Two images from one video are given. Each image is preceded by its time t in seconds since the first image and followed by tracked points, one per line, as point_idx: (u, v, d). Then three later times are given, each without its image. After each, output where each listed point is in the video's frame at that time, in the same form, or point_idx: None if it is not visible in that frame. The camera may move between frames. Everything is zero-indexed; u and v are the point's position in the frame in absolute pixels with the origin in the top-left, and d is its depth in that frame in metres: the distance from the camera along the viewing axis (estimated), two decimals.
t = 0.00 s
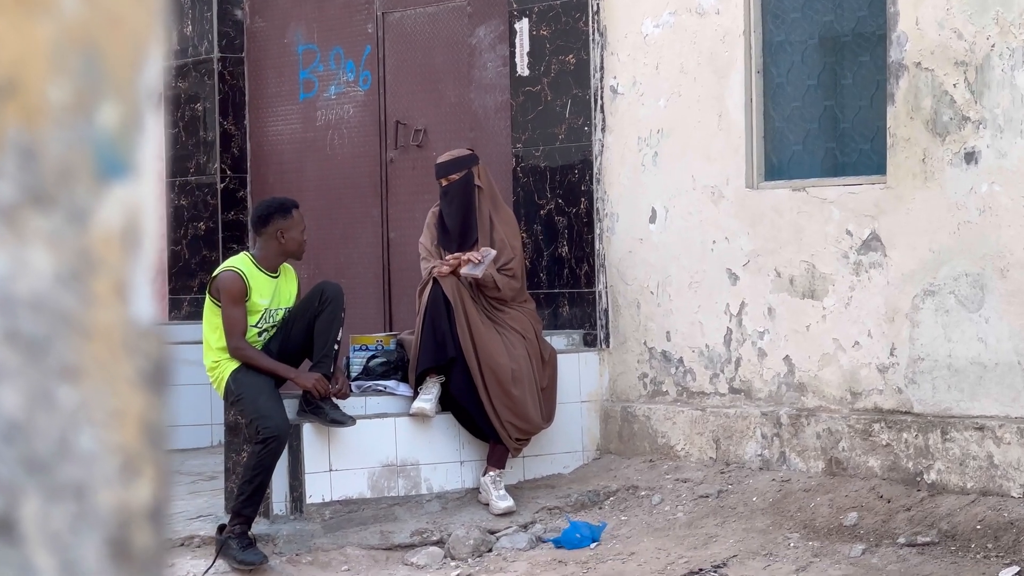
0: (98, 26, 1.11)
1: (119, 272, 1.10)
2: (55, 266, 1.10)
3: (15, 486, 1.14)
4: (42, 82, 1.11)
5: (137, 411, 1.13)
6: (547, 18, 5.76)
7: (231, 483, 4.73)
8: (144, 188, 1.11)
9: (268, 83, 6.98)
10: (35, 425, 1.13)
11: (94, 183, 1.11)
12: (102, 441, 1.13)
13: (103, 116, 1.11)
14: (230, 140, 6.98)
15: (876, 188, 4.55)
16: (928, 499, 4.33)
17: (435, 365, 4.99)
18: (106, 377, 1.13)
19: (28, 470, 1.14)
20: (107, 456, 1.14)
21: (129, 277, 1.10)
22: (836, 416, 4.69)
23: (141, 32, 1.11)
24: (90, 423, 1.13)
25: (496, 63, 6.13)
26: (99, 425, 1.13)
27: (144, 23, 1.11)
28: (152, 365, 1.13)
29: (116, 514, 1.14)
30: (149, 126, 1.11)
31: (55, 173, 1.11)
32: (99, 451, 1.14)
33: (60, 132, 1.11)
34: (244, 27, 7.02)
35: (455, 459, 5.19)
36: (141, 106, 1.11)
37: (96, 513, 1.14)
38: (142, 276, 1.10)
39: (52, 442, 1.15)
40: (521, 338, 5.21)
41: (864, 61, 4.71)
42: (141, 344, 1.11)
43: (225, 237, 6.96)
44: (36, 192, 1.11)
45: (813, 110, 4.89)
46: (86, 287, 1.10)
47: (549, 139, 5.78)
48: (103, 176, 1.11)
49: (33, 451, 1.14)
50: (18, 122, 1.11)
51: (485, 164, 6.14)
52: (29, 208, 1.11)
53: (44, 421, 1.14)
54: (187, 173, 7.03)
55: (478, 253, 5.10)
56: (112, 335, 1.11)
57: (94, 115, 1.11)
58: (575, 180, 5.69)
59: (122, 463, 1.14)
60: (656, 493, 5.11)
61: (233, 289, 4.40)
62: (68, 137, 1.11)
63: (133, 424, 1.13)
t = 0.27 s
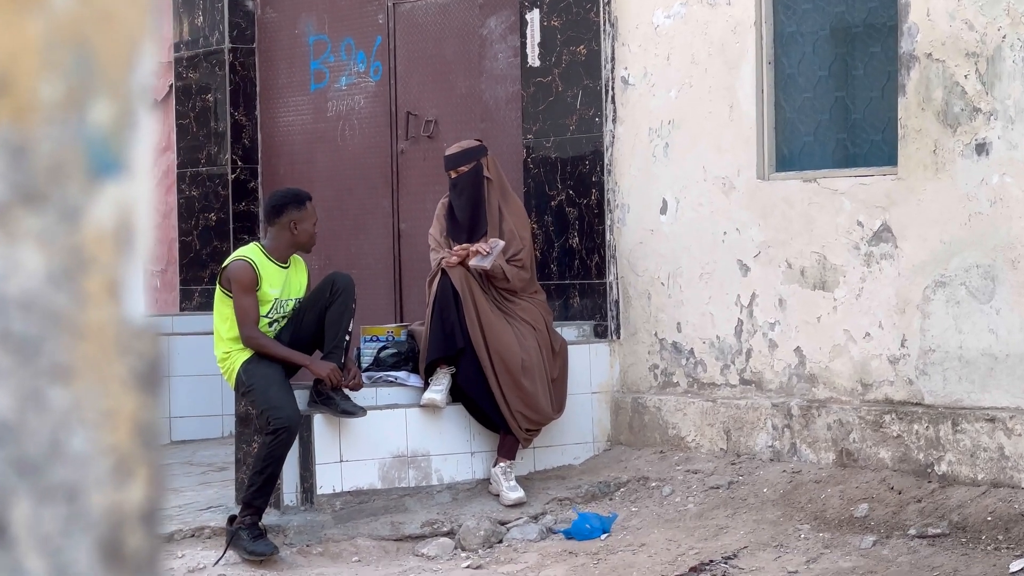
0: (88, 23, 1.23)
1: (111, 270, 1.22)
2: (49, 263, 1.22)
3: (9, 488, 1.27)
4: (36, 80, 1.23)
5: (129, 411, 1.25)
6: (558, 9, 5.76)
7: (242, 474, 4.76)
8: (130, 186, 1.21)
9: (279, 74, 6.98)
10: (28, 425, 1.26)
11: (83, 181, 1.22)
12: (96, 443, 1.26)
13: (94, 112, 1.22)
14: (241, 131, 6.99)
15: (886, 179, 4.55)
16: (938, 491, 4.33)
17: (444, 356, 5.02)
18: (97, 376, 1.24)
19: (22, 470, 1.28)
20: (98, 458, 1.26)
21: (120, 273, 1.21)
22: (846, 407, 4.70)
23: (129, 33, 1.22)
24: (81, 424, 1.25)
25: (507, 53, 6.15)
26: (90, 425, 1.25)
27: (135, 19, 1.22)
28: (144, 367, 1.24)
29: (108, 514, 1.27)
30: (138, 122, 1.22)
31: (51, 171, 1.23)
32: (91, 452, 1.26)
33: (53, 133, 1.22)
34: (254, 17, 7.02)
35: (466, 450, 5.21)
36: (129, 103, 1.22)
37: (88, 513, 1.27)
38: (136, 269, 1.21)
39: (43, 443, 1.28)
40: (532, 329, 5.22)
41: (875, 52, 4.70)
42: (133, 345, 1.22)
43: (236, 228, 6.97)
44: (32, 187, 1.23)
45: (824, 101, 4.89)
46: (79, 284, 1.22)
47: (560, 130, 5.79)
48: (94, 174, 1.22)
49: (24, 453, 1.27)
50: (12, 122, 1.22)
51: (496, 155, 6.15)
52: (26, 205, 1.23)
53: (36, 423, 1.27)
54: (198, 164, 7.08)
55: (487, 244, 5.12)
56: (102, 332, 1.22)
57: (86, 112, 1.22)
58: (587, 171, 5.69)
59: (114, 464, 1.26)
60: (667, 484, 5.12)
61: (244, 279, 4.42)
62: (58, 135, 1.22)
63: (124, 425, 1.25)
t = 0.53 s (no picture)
0: (94, 8, 1.31)
1: (118, 253, 1.32)
2: (54, 248, 1.32)
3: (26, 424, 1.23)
4: (43, 68, 1.32)
5: (138, 397, 1.41)
6: (566, 3, 5.76)
7: (250, 468, 4.78)
8: (140, 175, 1.30)
9: (287, 67, 7.00)
10: (35, 413, 1.41)
11: (93, 168, 1.31)
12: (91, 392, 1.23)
13: (103, 97, 1.31)
14: (249, 125, 7.01)
15: (894, 174, 4.54)
16: (946, 485, 4.33)
17: (451, 350, 5.03)
18: (107, 360, 1.37)
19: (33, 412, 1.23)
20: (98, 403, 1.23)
21: (129, 257, 1.32)
22: (854, 402, 4.70)
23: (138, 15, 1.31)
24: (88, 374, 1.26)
25: (515, 47, 6.15)
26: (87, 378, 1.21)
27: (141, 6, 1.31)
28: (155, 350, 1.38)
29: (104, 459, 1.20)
30: (148, 106, 1.32)
31: (55, 154, 1.32)
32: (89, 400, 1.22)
33: (59, 115, 1.31)
34: (262, 11, 7.03)
35: (473, 445, 5.22)
36: (137, 87, 1.32)
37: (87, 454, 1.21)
38: (143, 255, 1.32)
39: (52, 432, 1.43)
40: (538, 323, 5.23)
41: (883, 46, 4.69)
42: (143, 331, 1.36)
43: (244, 222, 6.97)
44: (34, 174, 1.33)
45: (832, 95, 4.88)
46: (87, 273, 1.33)
47: (567, 124, 5.79)
48: (108, 158, 1.31)
49: (28, 442, 1.43)
50: (18, 105, 1.31)
51: (503, 149, 6.15)
52: (30, 192, 1.33)
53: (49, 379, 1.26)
54: (205, 157, 7.10)
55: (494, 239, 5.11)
56: (113, 318, 1.35)
57: (95, 96, 1.31)
58: (594, 165, 5.69)
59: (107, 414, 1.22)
60: (674, 478, 5.13)
61: (254, 268, 4.43)
62: (66, 120, 1.31)
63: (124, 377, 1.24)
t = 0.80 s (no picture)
0: None
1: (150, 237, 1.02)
2: (87, 235, 1.03)
3: (47, 462, 1.06)
4: (74, 43, 1.01)
5: (171, 381, 1.04)
6: None
7: (258, 460, 4.81)
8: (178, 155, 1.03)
9: (294, 60, 7.00)
10: (66, 399, 1.06)
11: (125, 150, 1.03)
12: (134, 415, 1.04)
13: (136, 78, 1.02)
14: (256, 117, 7.00)
15: (902, 166, 4.53)
16: (954, 478, 4.33)
17: (458, 342, 5.03)
18: (140, 346, 1.03)
19: (59, 445, 1.06)
20: (140, 430, 1.05)
21: (161, 243, 1.02)
22: (862, 395, 4.70)
23: None
24: (121, 397, 1.04)
25: (523, 39, 6.14)
26: (130, 398, 1.04)
27: None
28: (187, 337, 1.03)
29: (150, 491, 1.06)
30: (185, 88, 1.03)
31: (85, 136, 1.03)
32: (132, 425, 1.05)
33: (91, 93, 1.02)
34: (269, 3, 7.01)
35: (480, 437, 5.24)
36: (175, 67, 1.03)
37: (128, 487, 1.06)
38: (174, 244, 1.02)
39: (85, 417, 1.06)
40: (546, 315, 5.24)
41: (892, 38, 4.68)
42: (176, 314, 1.03)
43: (251, 214, 6.98)
44: (65, 156, 1.03)
45: (840, 88, 4.87)
46: (120, 256, 1.03)
47: (575, 117, 5.79)
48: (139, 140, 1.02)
49: (61, 427, 1.06)
50: (48, 85, 1.01)
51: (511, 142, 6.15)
52: (60, 176, 1.03)
53: (74, 395, 1.06)
54: (213, 150, 7.06)
55: (502, 231, 5.11)
56: (144, 304, 1.03)
57: (128, 75, 1.02)
58: (602, 158, 5.69)
59: (154, 438, 1.05)
60: (681, 471, 5.14)
61: (266, 256, 4.45)
62: (99, 99, 1.02)
63: (164, 396, 1.04)
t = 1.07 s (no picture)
0: None
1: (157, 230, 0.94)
2: (96, 226, 0.94)
3: (52, 456, 0.98)
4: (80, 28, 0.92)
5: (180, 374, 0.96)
6: None
7: (261, 453, 4.82)
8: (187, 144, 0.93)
9: (298, 53, 6.99)
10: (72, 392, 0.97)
11: (131, 139, 0.94)
12: (142, 410, 0.97)
13: (142, 66, 0.92)
14: (260, 111, 7.00)
15: (906, 160, 4.53)
16: (958, 472, 4.33)
17: (462, 335, 5.03)
18: (148, 339, 0.95)
19: (65, 438, 0.98)
20: (148, 425, 0.97)
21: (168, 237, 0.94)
22: (866, 388, 4.70)
23: None
24: (130, 389, 0.97)
25: (527, 32, 6.14)
26: (138, 391, 0.97)
27: None
28: (196, 330, 0.95)
29: (158, 484, 0.98)
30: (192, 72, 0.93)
31: (93, 126, 0.94)
32: (140, 419, 0.97)
33: (97, 84, 0.92)
34: None
35: (484, 431, 5.24)
36: (184, 58, 0.94)
37: (136, 482, 0.98)
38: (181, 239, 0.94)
39: (89, 411, 0.98)
40: (550, 308, 5.24)
41: (897, 32, 4.67)
42: (184, 306, 0.94)
43: (255, 207, 6.98)
44: (72, 147, 0.94)
45: (845, 81, 4.86)
46: (124, 248, 0.94)
47: (579, 110, 5.78)
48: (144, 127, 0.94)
49: (68, 421, 0.97)
50: (55, 75, 0.92)
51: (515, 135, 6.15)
52: (67, 167, 0.94)
53: (81, 387, 0.97)
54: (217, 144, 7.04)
55: (505, 224, 5.13)
56: (152, 296, 0.94)
57: (135, 65, 0.92)
58: (606, 151, 5.69)
59: (163, 432, 0.97)
60: (685, 464, 5.14)
61: (271, 248, 4.45)
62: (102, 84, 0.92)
63: (174, 390, 0.97)
